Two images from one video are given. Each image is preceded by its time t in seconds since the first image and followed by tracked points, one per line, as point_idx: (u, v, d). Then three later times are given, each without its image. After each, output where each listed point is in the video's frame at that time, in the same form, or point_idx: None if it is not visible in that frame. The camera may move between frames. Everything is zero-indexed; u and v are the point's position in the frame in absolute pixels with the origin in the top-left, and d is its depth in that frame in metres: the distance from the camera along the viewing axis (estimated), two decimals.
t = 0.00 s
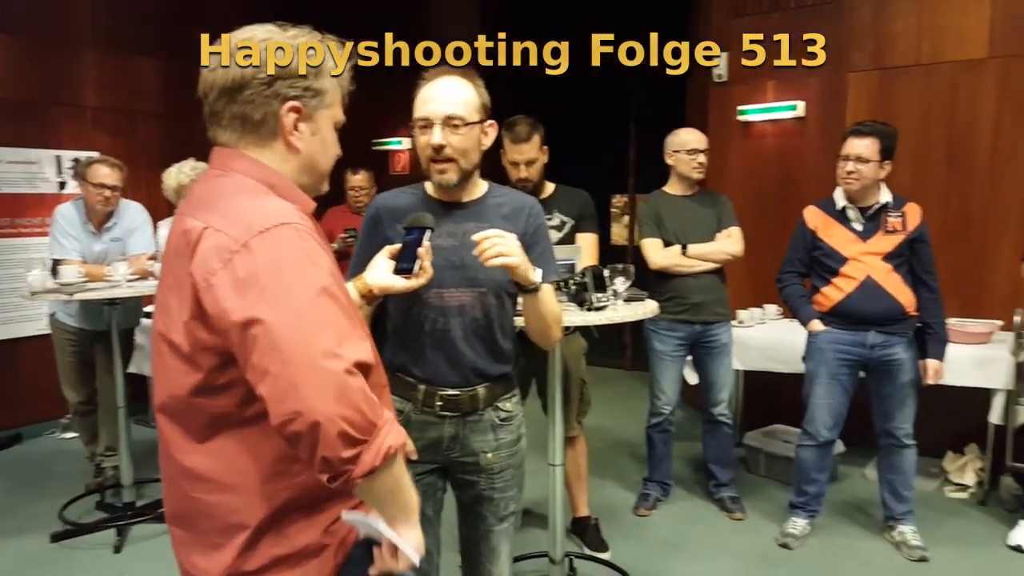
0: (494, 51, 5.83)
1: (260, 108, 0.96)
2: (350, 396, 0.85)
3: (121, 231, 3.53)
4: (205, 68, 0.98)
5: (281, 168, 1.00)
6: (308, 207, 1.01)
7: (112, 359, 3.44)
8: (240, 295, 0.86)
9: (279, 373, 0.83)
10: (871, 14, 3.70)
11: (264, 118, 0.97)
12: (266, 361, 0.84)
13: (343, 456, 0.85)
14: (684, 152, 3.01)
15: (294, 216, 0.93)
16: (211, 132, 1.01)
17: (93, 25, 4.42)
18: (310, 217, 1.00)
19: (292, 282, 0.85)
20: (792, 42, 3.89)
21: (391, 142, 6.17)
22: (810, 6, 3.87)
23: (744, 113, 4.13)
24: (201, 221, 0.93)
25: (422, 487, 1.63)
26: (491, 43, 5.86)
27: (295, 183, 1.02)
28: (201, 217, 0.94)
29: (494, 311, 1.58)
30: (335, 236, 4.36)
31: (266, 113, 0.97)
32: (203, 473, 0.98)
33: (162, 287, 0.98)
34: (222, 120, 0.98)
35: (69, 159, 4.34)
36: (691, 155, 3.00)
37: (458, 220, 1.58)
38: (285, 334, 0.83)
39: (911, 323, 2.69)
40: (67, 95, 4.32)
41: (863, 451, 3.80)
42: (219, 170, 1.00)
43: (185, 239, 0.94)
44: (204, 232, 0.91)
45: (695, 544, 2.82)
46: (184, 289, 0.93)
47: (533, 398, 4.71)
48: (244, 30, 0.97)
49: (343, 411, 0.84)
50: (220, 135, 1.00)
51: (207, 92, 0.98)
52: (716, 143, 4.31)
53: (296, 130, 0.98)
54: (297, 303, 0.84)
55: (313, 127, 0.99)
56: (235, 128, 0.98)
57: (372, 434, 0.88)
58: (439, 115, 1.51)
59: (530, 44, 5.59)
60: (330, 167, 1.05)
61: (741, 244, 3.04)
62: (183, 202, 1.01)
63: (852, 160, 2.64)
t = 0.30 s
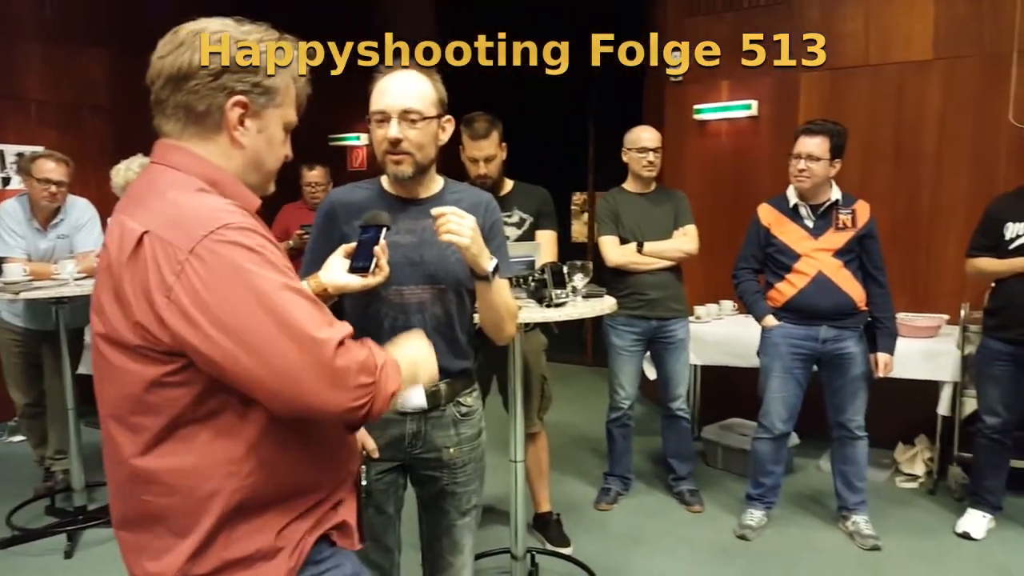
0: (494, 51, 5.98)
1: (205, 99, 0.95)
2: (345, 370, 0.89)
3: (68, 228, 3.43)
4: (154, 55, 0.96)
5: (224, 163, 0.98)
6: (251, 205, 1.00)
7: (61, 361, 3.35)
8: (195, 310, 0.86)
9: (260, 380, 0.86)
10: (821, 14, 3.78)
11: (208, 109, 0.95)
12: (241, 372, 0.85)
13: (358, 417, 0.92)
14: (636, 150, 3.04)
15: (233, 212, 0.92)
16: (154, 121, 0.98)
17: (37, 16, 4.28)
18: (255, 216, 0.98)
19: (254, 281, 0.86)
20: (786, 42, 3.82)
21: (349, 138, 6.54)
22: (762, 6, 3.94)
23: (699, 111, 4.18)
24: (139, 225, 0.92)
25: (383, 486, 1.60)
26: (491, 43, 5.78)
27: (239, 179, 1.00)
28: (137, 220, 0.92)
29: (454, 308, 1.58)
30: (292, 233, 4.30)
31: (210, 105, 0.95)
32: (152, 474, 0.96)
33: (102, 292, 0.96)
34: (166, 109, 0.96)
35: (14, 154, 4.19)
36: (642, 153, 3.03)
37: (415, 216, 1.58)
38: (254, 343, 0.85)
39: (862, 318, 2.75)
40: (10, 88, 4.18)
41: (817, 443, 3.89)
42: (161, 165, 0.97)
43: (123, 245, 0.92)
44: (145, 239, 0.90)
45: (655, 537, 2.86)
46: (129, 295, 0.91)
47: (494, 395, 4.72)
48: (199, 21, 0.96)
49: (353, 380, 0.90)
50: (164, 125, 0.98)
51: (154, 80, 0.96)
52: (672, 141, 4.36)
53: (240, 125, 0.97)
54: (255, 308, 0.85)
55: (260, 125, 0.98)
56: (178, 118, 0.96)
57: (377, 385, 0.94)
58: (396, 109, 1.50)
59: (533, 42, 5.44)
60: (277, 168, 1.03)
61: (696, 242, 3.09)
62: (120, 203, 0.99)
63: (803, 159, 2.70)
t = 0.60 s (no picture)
0: (500, 52, 5.64)
1: (167, 96, 0.93)
2: (346, 331, 0.98)
3: (36, 230, 3.37)
4: (115, 50, 0.95)
5: (186, 161, 0.97)
6: (217, 204, 0.98)
7: (31, 365, 3.29)
8: (194, 310, 0.88)
9: (275, 362, 0.93)
10: (792, 9, 3.82)
11: (171, 107, 0.94)
12: (255, 359, 0.92)
13: (364, 366, 1.02)
14: (611, 147, 3.05)
15: (203, 205, 0.95)
16: (115, 119, 0.97)
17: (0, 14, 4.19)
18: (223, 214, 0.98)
19: (251, 265, 0.91)
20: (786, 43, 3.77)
21: (323, 137, 6.50)
22: (735, 3, 3.97)
23: (673, 108, 4.20)
24: (107, 229, 0.92)
25: (362, 484, 1.59)
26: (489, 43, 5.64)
27: (203, 178, 0.99)
28: (104, 222, 0.92)
29: (432, 307, 1.57)
30: (266, 233, 4.25)
31: (173, 102, 0.94)
32: (126, 475, 0.95)
33: (68, 300, 0.95)
34: (128, 106, 0.95)
35: None
36: (615, 150, 3.04)
37: (391, 215, 1.57)
38: (265, 325, 0.91)
39: (835, 310, 2.79)
40: None
41: (793, 435, 3.93)
42: (123, 163, 0.96)
43: (92, 251, 0.92)
44: (118, 241, 0.90)
45: (634, 532, 2.87)
46: (104, 299, 0.90)
47: (473, 393, 4.72)
48: (162, 18, 0.95)
49: (355, 338, 0.99)
50: (125, 122, 0.96)
51: (115, 77, 0.95)
52: (647, 138, 4.38)
53: (204, 123, 0.96)
54: (255, 298, 0.90)
55: (224, 123, 0.97)
56: (140, 115, 0.95)
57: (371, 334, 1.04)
58: (365, 108, 1.48)
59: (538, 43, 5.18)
60: (241, 167, 1.02)
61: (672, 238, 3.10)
62: (80, 206, 0.97)
63: (775, 154, 2.73)
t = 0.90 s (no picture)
0: (494, 51, 5.69)
1: (138, 93, 0.92)
2: (321, 325, 0.97)
3: (7, 229, 3.32)
4: (81, 47, 0.93)
5: (158, 158, 0.96)
6: (190, 201, 0.97)
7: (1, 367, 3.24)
8: (170, 308, 0.87)
9: (252, 357, 0.92)
10: (768, 9, 3.85)
11: (141, 103, 0.92)
12: (231, 355, 0.91)
13: (340, 360, 1.01)
14: (589, 146, 3.06)
15: (176, 202, 0.93)
16: (84, 118, 0.95)
17: None
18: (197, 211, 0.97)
19: (226, 261, 0.90)
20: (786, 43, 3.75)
21: (300, 134, 6.46)
22: (711, 2, 3.99)
23: (650, 106, 4.22)
24: (79, 227, 0.90)
25: (340, 482, 1.58)
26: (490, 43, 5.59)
27: (175, 176, 0.98)
28: (76, 221, 0.91)
29: (411, 306, 1.56)
30: (242, 231, 4.21)
31: (145, 98, 0.92)
32: (98, 476, 0.94)
33: (40, 300, 0.93)
34: (96, 104, 0.93)
35: None
36: (593, 148, 3.05)
37: (371, 214, 1.56)
38: (242, 320, 0.90)
39: (810, 308, 2.82)
40: None
41: (769, 432, 3.97)
42: (93, 161, 0.94)
43: (64, 250, 0.90)
44: (92, 240, 0.89)
45: (613, 530, 2.88)
46: (77, 298, 0.89)
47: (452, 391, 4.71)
48: (128, 14, 0.94)
49: (331, 331, 0.98)
50: (95, 121, 0.94)
51: (81, 74, 0.93)
52: (625, 136, 4.40)
53: (175, 118, 0.95)
54: (229, 294, 0.89)
55: (195, 118, 0.96)
56: (110, 112, 0.93)
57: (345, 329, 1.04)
58: (346, 108, 1.47)
59: (532, 44, 5.28)
60: (212, 163, 1.01)
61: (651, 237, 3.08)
62: (50, 206, 0.95)
63: (750, 153, 2.75)
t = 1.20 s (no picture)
0: (495, 51, 5.68)
1: (103, 90, 0.91)
2: (294, 323, 0.97)
3: None
4: (39, 45, 0.91)
5: (125, 155, 0.95)
6: (159, 200, 0.97)
7: None
8: (140, 308, 0.87)
9: (223, 356, 0.92)
10: (742, 8, 3.89)
11: (106, 101, 0.92)
12: (201, 355, 0.90)
13: (315, 358, 1.01)
14: (566, 144, 3.06)
15: (144, 202, 0.93)
16: (47, 118, 0.94)
17: None
18: (165, 210, 0.96)
19: (196, 261, 0.90)
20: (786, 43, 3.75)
21: (276, 133, 6.42)
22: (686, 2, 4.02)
23: (627, 106, 4.24)
24: (44, 229, 0.89)
25: (317, 484, 1.58)
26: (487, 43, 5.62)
27: (143, 174, 0.97)
28: (41, 222, 0.89)
29: (390, 308, 1.55)
30: (216, 231, 4.17)
31: (109, 95, 0.91)
32: (68, 480, 0.93)
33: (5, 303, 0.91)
34: (60, 104, 0.92)
35: None
36: (570, 147, 3.06)
37: (353, 215, 1.55)
38: (213, 320, 0.89)
39: (784, 305, 2.85)
40: None
41: (746, 428, 4.01)
42: (58, 161, 0.93)
43: (30, 252, 0.89)
44: (58, 241, 0.88)
45: (593, 527, 2.90)
46: (44, 300, 0.88)
47: (431, 391, 4.71)
48: (87, 12, 0.93)
49: (304, 330, 0.97)
50: (59, 121, 0.93)
51: (41, 72, 0.91)
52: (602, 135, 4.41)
53: (142, 115, 0.94)
54: (196, 294, 0.89)
55: (161, 114, 0.96)
56: (75, 112, 0.92)
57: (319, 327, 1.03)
58: (321, 117, 1.45)
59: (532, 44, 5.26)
60: (180, 159, 1.01)
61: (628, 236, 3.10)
62: (14, 207, 0.94)
63: (725, 152, 2.77)
